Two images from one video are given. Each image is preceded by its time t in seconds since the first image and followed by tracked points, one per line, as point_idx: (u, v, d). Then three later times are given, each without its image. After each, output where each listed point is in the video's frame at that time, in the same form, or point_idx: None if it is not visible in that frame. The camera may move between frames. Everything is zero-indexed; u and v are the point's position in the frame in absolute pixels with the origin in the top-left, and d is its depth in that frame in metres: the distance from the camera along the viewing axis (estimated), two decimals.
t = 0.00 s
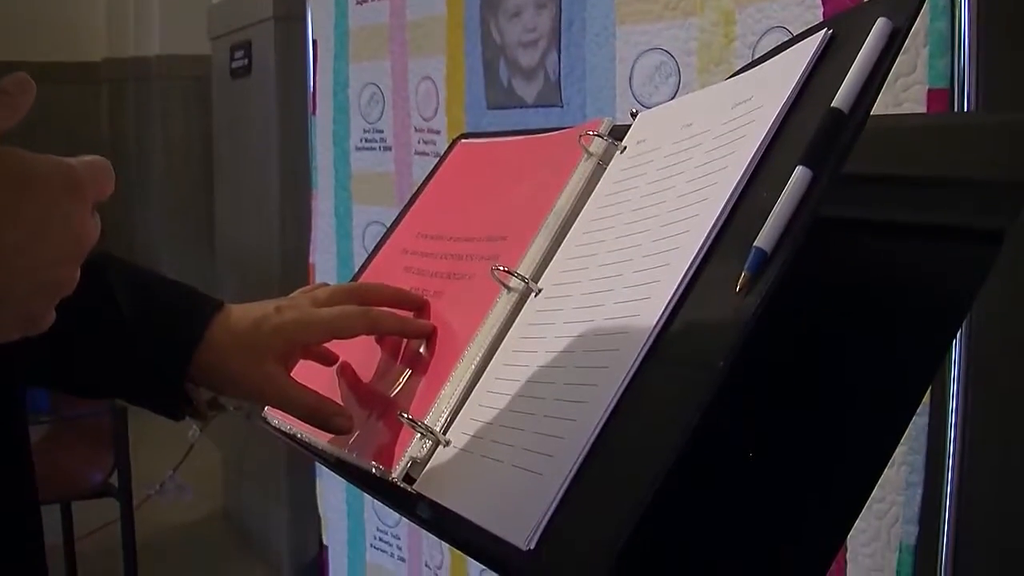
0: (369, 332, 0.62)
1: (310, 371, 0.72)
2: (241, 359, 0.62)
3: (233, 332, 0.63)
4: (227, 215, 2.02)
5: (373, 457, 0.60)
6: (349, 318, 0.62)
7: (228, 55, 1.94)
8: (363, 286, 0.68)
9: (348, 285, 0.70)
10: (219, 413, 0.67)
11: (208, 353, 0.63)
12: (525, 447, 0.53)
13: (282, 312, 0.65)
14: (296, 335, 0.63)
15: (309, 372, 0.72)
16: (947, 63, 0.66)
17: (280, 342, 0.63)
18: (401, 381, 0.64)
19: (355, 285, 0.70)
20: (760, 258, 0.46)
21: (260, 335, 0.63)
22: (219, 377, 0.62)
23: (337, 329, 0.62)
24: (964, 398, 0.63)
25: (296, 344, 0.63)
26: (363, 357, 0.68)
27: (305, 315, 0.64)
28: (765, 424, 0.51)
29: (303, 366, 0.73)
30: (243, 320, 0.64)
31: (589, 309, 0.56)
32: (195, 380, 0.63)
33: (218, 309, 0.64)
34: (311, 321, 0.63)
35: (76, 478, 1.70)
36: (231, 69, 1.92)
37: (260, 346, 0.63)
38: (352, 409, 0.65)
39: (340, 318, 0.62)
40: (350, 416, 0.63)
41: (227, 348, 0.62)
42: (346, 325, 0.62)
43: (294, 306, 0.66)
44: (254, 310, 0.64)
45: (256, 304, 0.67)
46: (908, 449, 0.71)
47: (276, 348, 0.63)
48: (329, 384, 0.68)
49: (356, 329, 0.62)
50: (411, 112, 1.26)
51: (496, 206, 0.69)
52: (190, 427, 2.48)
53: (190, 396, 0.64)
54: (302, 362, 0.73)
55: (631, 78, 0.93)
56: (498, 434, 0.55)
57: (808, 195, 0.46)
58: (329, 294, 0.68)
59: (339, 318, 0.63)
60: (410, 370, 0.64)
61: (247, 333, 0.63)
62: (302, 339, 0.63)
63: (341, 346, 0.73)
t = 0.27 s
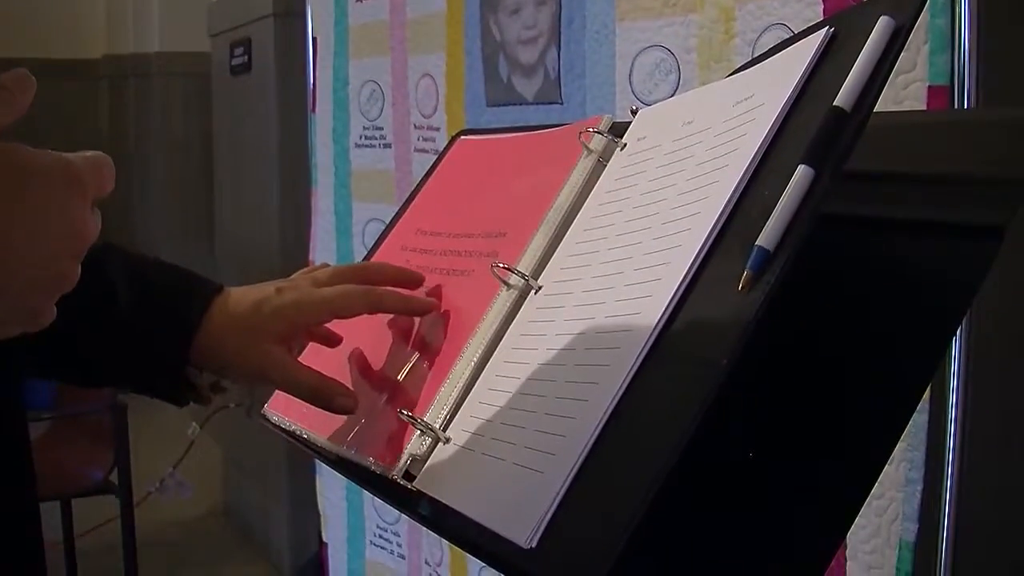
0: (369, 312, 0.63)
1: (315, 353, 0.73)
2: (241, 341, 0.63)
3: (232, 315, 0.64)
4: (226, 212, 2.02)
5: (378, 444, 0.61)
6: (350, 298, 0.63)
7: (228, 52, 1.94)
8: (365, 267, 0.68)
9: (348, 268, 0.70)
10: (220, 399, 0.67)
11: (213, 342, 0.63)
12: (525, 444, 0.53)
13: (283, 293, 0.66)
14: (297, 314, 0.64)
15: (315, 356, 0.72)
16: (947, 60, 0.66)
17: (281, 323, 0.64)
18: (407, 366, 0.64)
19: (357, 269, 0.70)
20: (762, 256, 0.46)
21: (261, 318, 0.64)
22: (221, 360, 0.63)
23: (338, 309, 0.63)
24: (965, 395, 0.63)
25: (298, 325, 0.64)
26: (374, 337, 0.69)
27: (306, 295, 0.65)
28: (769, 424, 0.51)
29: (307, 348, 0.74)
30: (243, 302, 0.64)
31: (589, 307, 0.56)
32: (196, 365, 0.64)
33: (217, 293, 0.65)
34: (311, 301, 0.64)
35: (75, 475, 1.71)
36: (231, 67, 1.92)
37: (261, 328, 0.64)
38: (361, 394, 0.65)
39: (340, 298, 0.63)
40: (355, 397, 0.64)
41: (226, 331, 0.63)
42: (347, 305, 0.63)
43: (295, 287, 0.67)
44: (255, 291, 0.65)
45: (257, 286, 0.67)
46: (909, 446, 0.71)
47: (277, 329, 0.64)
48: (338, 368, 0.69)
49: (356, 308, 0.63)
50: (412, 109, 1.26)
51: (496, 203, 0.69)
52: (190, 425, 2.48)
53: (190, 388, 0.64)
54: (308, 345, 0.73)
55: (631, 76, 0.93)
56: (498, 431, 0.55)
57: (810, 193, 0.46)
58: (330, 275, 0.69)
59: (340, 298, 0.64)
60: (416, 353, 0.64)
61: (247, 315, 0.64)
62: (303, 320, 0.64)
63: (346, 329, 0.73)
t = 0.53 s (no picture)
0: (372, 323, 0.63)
1: (315, 361, 0.72)
2: (245, 349, 0.63)
3: (238, 323, 0.64)
4: (231, 208, 2.02)
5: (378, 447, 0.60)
6: (353, 310, 0.63)
7: (233, 48, 1.94)
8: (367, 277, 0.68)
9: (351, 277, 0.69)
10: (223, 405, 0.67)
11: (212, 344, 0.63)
12: (530, 440, 0.53)
13: (288, 304, 0.66)
14: (300, 326, 0.64)
15: (313, 364, 0.72)
16: (953, 55, 0.66)
17: (286, 332, 0.64)
18: (406, 373, 0.64)
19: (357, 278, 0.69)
20: (766, 251, 0.46)
21: (266, 326, 0.64)
22: (222, 368, 0.63)
23: (342, 320, 0.63)
24: (971, 391, 0.63)
25: (301, 336, 0.64)
26: (370, 345, 0.68)
27: (310, 306, 0.65)
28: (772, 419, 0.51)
29: (305, 356, 0.73)
30: (248, 311, 0.64)
31: (593, 302, 0.56)
32: (199, 372, 0.63)
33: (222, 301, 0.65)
34: (315, 313, 0.64)
35: (81, 471, 1.71)
36: (236, 63, 1.92)
37: (267, 335, 0.63)
38: (359, 401, 0.65)
39: (344, 310, 0.63)
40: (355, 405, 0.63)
41: (232, 337, 0.63)
42: (349, 317, 0.63)
43: (300, 298, 0.67)
44: (260, 301, 0.65)
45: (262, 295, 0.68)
46: (914, 442, 0.71)
47: (283, 339, 0.64)
48: (335, 375, 0.68)
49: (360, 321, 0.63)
50: (416, 105, 1.26)
51: (501, 199, 0.69)
52: (195, 420, 2.48)
53: (194, 391, 0.64)
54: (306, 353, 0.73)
55: (636, 72, 0.93)
56: (503, 427, 0.55)
57: (815, 188, 0.46)
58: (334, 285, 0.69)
59: (344, 310, 0.64)
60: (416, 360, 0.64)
61: (253, 323, 0.64)
62: (307, 331, 0.64)
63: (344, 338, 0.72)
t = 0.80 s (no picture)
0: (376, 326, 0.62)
1: (319, 363, 0.72)
2: (250, 352, 0.63)
3: (243, 324, 0.63)
4: (236, 207, 2.02)
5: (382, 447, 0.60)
6: (356, 313, 0.62)
7: (238, 47, 1.94)
8: (373, 282, 0.68)
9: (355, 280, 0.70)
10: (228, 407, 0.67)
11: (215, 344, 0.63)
12: (533, 438, 0.53)
13: (291, 306, 0.65)
14: (302, 329, 0.63)
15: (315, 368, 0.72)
16: (959, 54, 0.66)
17: (289, 335, 0.63)
18: (409, 375, 0.64)
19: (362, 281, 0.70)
20: (768, 248, 0.45)
21: (270, 330, 0.63)
22: (225, 372, 0.63)
23: (344, 323, 0.62)
24: (976, 390, 0.63)
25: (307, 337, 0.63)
26: (372, 349, 0.69)
27: (313, 308, 0.64)
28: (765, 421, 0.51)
29: (309, 359, 0.74)
30: (252, 314, 0.64)
31: (597, 301, 0.56)
32: (201, 374, 0.64)
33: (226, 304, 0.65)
34: (318, 316, 0.63)
35: (86, 471, 1.71)
36: (241, 62, 1.92)
37: (270, 338, 0.63)
38: (361, 404, 0.65)
39: (347, 312, 0.62)
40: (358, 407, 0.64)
41: (238, 340, 0.63)
42: (352, 320, 0.62)
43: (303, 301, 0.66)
44: (263, 304, 0.65)
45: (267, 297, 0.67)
46: (920, 441, 0.71)
47: (286, 342, 0.63)
48: (337, 378, 0.68)
49: (363, 324, 0.62)
50: (420, 104, 1.26)
51: (505, 198, 0.69)
52: (201, 419, 2.49)
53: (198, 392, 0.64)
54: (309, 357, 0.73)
55: (640, 71, 0.93)
56: (507, 425, 0.55)
57: (816, 185, 0.46)
58: (338, 288, 0.68)
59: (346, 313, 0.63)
60: (420, 362, 0.64)
61: (257, 326, 0.63)
62: (309, 334, 0.63)
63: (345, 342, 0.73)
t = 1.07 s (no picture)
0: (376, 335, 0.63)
1: (319, 371, 0.72)
2: (250, 360, 0.62)
3: (243, 333, 0.63)
4: (236, 215, 2.03)
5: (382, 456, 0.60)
6: (356, 321, 0.63)
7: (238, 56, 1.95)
8: (375, 291, 0.68)
9: (356, 289, 0.70)
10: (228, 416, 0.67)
11: (215, 353, 0.63)
12: (533, 446, 0.53)
13: (291, 315, 0.66)
14: (303, 338, 0.64)
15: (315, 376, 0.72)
16: (959, 63, 0.66)
17: (289, 343, 0.64)
18: (410, 383, 0.64)
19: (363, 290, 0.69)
20: (768, 257, 0.46)
21: (270, 338, 0.64)
22: (225, 381, 0.63)
23: (345, 332, 0.63)
24: (977, 398, 0.63)
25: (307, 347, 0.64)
26: (373, 357, 0.68)
27: (314, 317, 0.65)
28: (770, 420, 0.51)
29: (309, 368, 0.73)
30: (252, 322, 0.64)
31: (597, 309, 0.56)
32: (201, 383, 0.64)
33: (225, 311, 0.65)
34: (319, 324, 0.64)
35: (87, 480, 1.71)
36: (242, 70, 1.93)
37: (270, 346, 0.63)
38: (362, 412, 0.65)
39: (348, 321, 0.63)
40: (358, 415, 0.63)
41: (238, 349, 0.63)
42: (352, 329, 0.63)
43: (303, 310, 0.67)
44: (263, 313, 0.65)
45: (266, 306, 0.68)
46: (921, 450, 0.71)
47: (286, 350, 0.64)
48: (336, 386, 0.68)
49: (363, 332, 0.63)
50: (420, 112, 1.26)
51: (505, 206, 0.69)
52: (201, 427, 2.48)
53: (199, 401, 0.64)
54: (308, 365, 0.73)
55: (640, 79, 0.93)
56: (507, 433, 0.55)
57: (817, 193, 0.46)
58: (336, 297, 0.69)
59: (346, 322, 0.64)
60: (421, 371, 0.64)
61: (256, 334, 0.63)
62: (309, 342, 0.64)
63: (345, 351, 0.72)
